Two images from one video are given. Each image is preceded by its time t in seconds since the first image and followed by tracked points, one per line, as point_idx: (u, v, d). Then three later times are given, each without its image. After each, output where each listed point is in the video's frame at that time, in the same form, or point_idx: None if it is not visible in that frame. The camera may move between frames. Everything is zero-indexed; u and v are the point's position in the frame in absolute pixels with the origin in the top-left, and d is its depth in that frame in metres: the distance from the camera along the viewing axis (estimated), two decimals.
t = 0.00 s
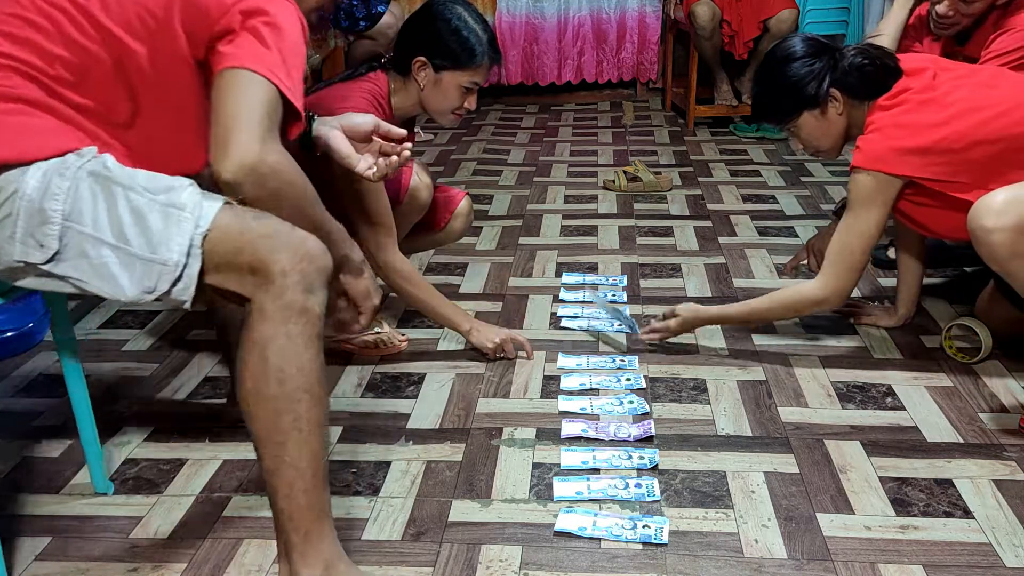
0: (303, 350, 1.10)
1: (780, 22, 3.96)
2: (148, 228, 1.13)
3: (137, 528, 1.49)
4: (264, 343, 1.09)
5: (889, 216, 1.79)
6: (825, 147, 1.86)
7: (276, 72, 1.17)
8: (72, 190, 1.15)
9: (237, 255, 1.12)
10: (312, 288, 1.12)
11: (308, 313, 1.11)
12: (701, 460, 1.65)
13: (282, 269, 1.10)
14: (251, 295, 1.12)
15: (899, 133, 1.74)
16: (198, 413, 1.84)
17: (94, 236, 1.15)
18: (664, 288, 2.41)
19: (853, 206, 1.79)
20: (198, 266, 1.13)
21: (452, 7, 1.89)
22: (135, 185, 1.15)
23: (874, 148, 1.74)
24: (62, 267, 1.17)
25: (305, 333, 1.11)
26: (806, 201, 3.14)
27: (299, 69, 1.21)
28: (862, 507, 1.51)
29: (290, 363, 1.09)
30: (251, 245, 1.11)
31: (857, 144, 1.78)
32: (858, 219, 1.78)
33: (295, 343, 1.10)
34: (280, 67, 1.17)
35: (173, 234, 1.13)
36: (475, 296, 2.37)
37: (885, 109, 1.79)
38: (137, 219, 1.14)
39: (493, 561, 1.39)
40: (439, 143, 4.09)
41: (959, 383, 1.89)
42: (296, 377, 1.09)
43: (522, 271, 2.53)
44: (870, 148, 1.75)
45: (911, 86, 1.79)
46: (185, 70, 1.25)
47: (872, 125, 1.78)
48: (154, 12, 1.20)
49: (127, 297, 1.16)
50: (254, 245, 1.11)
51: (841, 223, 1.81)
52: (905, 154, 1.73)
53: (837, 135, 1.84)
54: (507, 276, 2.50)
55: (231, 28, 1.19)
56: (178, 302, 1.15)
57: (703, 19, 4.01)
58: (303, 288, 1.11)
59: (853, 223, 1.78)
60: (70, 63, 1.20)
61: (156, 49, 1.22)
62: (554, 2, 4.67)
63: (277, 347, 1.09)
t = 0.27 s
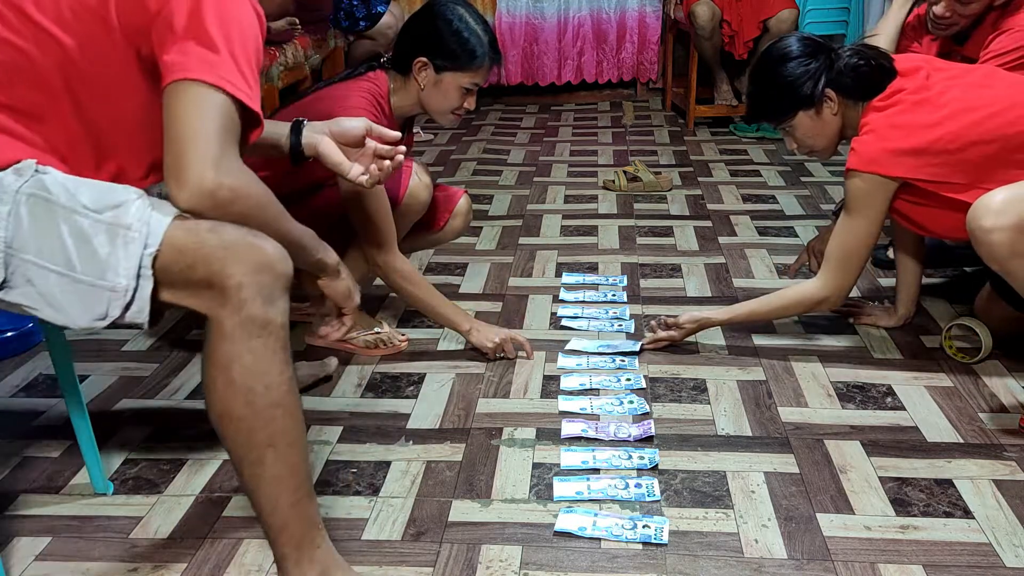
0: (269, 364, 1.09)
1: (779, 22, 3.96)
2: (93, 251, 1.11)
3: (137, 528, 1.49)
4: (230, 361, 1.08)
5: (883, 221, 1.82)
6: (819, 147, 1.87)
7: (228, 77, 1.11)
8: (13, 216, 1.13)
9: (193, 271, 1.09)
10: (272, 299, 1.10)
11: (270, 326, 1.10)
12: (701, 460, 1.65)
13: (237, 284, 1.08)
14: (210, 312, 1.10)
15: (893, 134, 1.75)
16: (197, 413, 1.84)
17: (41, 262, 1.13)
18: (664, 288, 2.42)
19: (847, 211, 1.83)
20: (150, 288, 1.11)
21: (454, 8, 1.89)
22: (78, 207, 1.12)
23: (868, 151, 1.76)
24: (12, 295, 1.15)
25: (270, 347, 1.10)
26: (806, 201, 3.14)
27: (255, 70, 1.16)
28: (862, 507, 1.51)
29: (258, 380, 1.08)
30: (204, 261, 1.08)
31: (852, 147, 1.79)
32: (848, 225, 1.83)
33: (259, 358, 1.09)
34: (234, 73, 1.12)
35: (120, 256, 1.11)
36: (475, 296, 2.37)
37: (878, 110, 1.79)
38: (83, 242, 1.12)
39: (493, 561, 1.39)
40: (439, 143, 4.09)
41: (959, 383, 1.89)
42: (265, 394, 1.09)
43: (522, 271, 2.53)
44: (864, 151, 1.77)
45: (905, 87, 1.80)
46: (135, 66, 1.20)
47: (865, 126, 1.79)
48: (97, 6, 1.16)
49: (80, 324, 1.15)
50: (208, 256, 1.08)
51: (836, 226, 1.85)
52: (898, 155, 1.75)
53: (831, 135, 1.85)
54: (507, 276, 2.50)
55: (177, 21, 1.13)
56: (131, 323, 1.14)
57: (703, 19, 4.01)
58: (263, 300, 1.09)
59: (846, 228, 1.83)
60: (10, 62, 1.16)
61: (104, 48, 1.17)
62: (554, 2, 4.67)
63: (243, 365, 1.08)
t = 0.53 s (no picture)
0: (261, 371, 1.09)
1: (779, 22, 3.96)
2: (80, 257, 1.14)
3: (137, 528, 1.49)
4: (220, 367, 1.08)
5: (883, 213, 1.82)
6: (816, 142, 1.87)
7: (223, 76, 1.10)
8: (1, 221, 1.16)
9: (182, 276, 1.11)
10: (264, 306, 1.10)
11: (262, 332, 1.09)
12: (701, 460, 1.65)
13: (227, 291, 1.08)
14: (202, 320, 1.10)
15: (891, 129, 1.74)
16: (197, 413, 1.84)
17: (29, 267, 1.16)
18: (664, 288, 2.42)
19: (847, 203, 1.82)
20: (136, 294, 1.14)
21: (460, 13, 1.88)
22: (65, 212, 1.15)
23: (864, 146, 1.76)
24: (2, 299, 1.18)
25: (263, 352, 1.10)
26: (806, 201, 3.14)
27: (251, 67, 1.16)
28: (862, 507, 1.51)
29: (250, 389, 1.08)
30: (194, 268, 1.09)
31: (850, 140, 1.79)
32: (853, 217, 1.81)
33: (251, 366, 1.09)
34: (224, 69, 1.11)
35: (105, 262, 1.14)
36: (475, 296, 2.37)
37: (877, 105, 1.79)
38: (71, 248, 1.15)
39: (493, 561, 1.39)
40: (439, 143, 4.09)
41: (959, 383, 1.89)
42: (259, 402, 1.09)
43: (522, 271, 2.53)
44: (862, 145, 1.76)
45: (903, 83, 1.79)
46: (128, 68, 1.20)
47: (863, 121, 1.79)
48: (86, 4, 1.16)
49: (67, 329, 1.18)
50: (197, 264, 1.09)
51: (836, 221, 1.84)
52: (896, 149, 1.74)
53: (830, 130, 1.85)
54: (507, 276, 2.50)
55: (166, 15, 1.13)
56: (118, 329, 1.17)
57: (703, 19, 4.01)
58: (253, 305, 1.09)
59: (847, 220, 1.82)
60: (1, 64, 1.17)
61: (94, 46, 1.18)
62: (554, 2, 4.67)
63: (235, 373, 1.08)
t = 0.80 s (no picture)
0: (288, 364, 1.12)
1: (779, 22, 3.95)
2: (113, 250, 1.15)
3: (137, 528, 1.49)
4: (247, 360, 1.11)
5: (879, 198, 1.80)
6: (813, 132, 1.88)
7: (254, 80, 1.11)
8: (33, 215, 1.17)
9: (211, 269, 1.13)
10: (294, 300, 1.14)
11: (291, 325, 1.13)
12: (700, 460, 1.65)
13: (258, 284, 1.12)
14: (231, 310, 1.13)
15: (893, 120, 1.74)
16: (198, 412, 1.84)
17: (62, 260, 1.17)
18: (664, 288, 2.42)
19: (845, 189, 1.78)
20: (169, 286, 1.15)
21: (465, 18, 1.88)
22: (97, 206, 1.16)
23: (865, 135, 1.75)
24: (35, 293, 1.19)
25: (289, 346, 1.13)
26: (806, 201, 3.14)
27: (283, 69, 1.16)
28: (862, 506, 1.51)
29: (277, 381, 1.11)
30: (224, 261, 1.12)
31: (850, 130, 1.78)
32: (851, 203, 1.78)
33: (278, 358, 1.12)
34: (257, 72, 1.12)
35: (138, 255, 1.14)
36: (475, 296, 2.37)
37: (878, 97, 1.79)
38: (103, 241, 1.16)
39: (493, 561, 1.39)
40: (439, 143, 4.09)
41: (959, 383, 1.89)
42: (283, 394, 1.11)
43: (522, 271, 2.53)
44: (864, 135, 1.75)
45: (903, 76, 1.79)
46: (158, 71, 1.20)
47: (864, 112, 1.79)
48: (114, 5, 1.16)
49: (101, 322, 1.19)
50: (226, 258, 1.12)
51: (829, 208, 1.80)
52: (897, 140, 1.74)
53: (828, 121, 1.86)
54: (507, 276, 2.50)
55: (198, 19, 1.13)
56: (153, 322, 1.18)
57: (703, 19, 4.02)
58: (283, 299, 1.12)
59: (845, 206, 1.79)
60: (29, 65, 1.18)
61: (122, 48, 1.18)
62: (554, 2, 4.67)
63: (261, 365, 1.11)
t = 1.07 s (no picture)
0: (292, 362, 1.14)
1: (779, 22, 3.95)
2: (120, 248, 1.16)
3: (137, 528, 1.49)
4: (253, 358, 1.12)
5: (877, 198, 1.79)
6: (812, 132, 1.88)
7: (261, 81, 1.11)
8: (40, 213, 1.17)
9: (217, 268, 1.13)
10: (299, 298, 1.14)
11: (295, 324, 1.13)
12: (700, 460, 1.65)
13: (264, 283, 1.12)
14: (236, 309, 1.14)
15: (892, 120, 1.74)
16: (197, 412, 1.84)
17: (69, 258, 1.17)
18: (664, 288, 2.42)
19: (844, 189, 1.78)
20: (177, 284, 1.15)
21: (467, 19, 1.89)
22: (104, 204, 1.16)
23: (864, 135, 1.75)
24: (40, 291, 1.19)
25: (293, 344, 1.13)
26: (806, 201, 3.14)
27: (288, 69, 1.16)
28: (862, 507, 1.51)
29: (281, 379, 1.13)
30: (230, 259, 1.12)
31: (848, 130, 1.77)
32: (849, 201, 1.77)
33: (282, 356, 1.13)
34: (264, 73, 1.12)
35: (145, 253, 1.15)
36: (475, 296, 2.37)
37: (876, 97, 1.79)
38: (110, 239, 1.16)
39: (493, 561, 1.39)
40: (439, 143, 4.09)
41: (959, 383, 1.89)
42: (287, 392, 1.13)
43: (522, 271, 2.53)
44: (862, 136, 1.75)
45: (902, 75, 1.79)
46: (164, 72, 1.20)
47: (862, 112, 1.78)
48: (122, 5, 1.16)
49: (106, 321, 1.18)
50: (231, 255, 1.12)
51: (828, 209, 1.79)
52: (896, 140, 1.74)
53: (827, 121, 1.86)
54: (507, 276, 2.50)
55: (205, 20, 1.14)
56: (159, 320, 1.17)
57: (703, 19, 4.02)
58: (288, 298, 1.13)
59: (844, 205, 1.78)
60: (36, 64, 1.18)
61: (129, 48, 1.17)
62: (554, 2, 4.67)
63: (266, 363, 1.12)
